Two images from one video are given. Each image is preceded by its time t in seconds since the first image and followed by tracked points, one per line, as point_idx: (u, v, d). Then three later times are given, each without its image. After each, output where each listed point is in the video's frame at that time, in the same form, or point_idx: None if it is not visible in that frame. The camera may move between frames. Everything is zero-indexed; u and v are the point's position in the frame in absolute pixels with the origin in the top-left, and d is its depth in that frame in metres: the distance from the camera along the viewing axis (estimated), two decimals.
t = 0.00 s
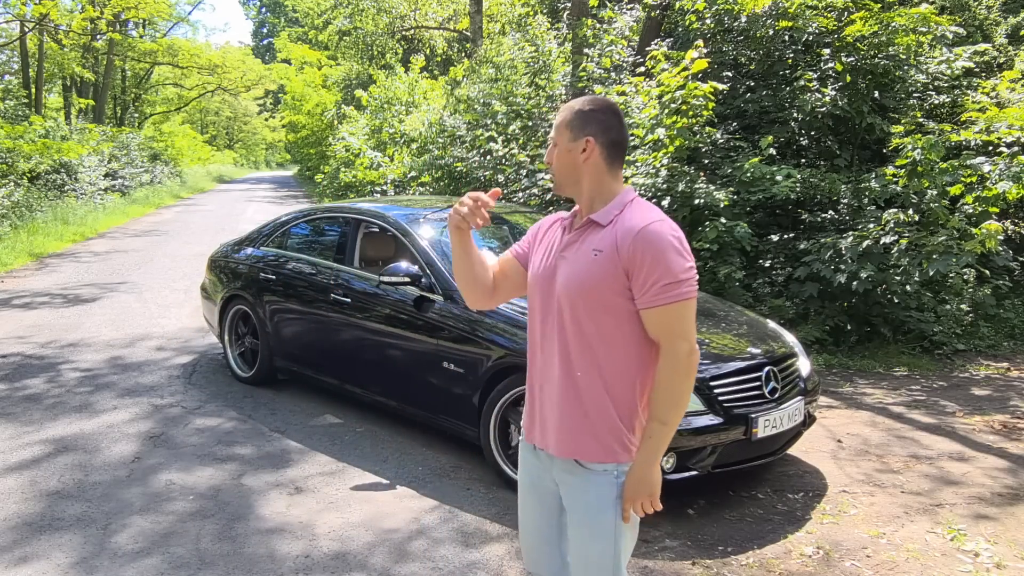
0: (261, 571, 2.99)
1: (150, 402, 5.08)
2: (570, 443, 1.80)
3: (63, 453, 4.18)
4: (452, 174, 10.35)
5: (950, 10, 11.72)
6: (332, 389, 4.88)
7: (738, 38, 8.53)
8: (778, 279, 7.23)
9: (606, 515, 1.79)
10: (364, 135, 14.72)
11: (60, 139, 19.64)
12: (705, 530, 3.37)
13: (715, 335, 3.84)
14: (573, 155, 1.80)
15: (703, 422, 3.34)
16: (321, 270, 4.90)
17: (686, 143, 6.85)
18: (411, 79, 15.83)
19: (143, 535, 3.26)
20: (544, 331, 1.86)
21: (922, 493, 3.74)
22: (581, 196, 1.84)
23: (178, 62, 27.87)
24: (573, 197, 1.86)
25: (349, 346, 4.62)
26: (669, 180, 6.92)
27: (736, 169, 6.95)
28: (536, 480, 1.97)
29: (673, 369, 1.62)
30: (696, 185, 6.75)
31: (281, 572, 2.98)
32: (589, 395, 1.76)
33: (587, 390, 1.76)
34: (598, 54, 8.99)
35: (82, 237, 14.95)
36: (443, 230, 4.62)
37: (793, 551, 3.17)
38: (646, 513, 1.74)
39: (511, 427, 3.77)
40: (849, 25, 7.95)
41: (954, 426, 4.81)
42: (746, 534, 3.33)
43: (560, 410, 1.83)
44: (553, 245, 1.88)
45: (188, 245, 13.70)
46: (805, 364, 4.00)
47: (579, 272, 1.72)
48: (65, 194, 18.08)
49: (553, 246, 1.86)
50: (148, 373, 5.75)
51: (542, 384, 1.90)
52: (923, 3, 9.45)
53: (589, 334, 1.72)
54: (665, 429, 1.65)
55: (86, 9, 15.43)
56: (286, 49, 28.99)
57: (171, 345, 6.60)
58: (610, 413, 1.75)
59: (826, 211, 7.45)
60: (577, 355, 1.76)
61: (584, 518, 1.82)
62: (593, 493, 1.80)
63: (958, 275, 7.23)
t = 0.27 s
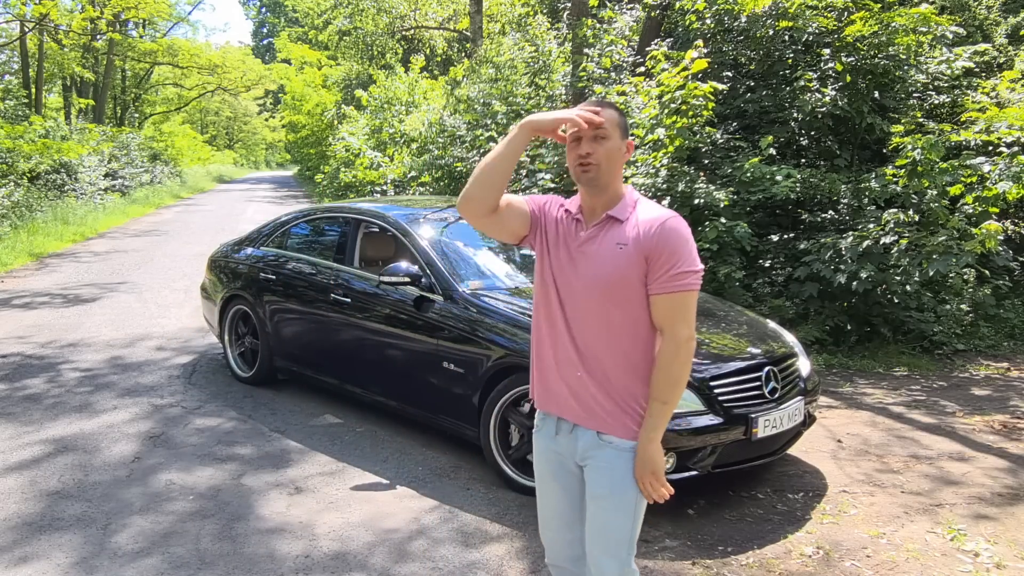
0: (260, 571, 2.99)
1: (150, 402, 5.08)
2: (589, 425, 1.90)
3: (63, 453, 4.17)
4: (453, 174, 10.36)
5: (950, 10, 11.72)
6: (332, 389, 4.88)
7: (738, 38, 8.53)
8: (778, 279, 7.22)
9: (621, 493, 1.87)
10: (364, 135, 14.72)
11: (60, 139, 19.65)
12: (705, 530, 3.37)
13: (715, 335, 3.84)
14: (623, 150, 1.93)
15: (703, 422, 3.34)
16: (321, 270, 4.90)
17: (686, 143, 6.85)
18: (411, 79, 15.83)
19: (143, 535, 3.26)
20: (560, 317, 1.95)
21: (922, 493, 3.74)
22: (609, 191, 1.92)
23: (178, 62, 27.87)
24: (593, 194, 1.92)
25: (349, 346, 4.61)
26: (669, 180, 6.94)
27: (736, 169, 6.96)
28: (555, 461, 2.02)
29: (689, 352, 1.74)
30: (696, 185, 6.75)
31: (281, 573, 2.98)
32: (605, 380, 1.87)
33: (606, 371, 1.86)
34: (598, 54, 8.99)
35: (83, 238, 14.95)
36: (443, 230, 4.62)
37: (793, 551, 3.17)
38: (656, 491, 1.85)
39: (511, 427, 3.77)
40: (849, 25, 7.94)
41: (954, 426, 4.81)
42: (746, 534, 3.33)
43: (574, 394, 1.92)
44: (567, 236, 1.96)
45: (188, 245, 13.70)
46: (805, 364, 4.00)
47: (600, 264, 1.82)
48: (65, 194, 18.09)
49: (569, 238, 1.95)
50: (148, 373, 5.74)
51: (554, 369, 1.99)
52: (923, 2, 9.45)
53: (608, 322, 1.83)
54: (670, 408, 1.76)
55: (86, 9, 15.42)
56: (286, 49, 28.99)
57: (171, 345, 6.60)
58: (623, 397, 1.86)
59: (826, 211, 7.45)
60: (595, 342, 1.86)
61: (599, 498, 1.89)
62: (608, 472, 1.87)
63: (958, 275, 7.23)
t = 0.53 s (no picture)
0: (260, 571, 2.99)
1: (150, 402, 5.08)
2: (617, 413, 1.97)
3: (63, 453, 4.17)
4: (453, 174, 10.36)
5: (950, 10, 11.73)
6: (332, 389, 4.88)
7: (738, 38, 8.54)
8: (778, 279, 7.23)
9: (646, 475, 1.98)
10: (364, 135, 14.73)
11: (60, 139, 19.65)
12: (705, 530, 3.37)
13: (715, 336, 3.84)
14: (642, 148, 2.02)
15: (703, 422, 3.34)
16: (321, 270, 4.90)
17: (686, 143, 6.85)
18: (411, 80, 15.83)
19: (143, 535, 3.26)
20: (582, 309, 2.00)
21: (922, 493, 3.75)
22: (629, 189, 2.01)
23: (178, 62, 27.87)
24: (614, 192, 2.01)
25: (349, 346, 4.61)
26: (669, 180, 6.98)
27: (736, 169, 6.96)
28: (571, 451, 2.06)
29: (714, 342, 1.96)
30: (696, 186, 6.76)
31: (281, 573, 2.98)
32: (633, 371, 1.97)
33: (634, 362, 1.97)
34: (598, 54, 8.98)
35: (82, 238, 14.95)
36: (443, 230, 4.62)
37: (793, 551, 3.17)
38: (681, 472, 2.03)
39: (511, 427, 3.78)
40: (850, 25, 7.93)
41: (954, 427, 4.81)
42: (746, 534, 3.33)
43: (598, 385, 1.99)
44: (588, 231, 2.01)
45: (188, 245, 13.71)
46: (805, 364, 4.00)
47: (631, 259, 1.92)
48: (65, 194, 18.09)
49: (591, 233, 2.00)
50: (148, 373, 5.75)
51: (570, 362, 2.05)
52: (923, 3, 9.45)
53: (639, 316, 1.94)
54: (706, 392, 1.96)
55: (86, 9, 15.42)
56: (286, 49, 28.98)
57: (171, 345, 6.60)
58: (649, 385, 1.98)
59: (826, 211, 7.46)
60: (623, 334, 1.96)
61: (622, 485, 1.98)
62: (633, 455, 1.97)
63: (958, 275, 7.24)
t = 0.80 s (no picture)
0: (260, 571, 2.99)
1: (150, 402, 5.08)
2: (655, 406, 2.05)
3: (63, 453, 4.18)
4: (452, 174, 10.36)
5: (951, 10, 11.72)
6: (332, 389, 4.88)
7: (738, 38, 8.54)
8: (778, 279, 7.28)
9: (677, 468, 2.09)
10: (364, 136, 14.73)
11: (60, 139, 19.65)
12: (705, 530, 3.37)
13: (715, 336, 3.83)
14: (656, 144, 2.08)
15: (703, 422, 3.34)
16: (321, 270, 4.90)
17: (686, 143, 6.85)
18: (411, 80, 15.82)
19: (143, 535, 3.26)
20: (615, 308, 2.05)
21: (922, 493, 3.75)
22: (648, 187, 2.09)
23: (178, 62, 27.87)
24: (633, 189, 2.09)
25: (349, 345, 4.61)
26: (669, 180, 7.02)
27: (736, 169, 6.96)
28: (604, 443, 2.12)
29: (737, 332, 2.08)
30: (697, 185, 6.83)
31: (281, 573, 2.98)
32: (666, 364, 2.05)
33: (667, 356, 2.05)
34: (597, 54, 8.97)
35: (82, 238, 14.95)
36: (443, 230, 4.61)
37: (793, 551, 3.17)
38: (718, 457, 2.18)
39: (511, 427, 3.78)
40: (849, 25, 7.93)
41: (954, 427, 4.81)
42: (746, 534, 3.33)
43: (636, 380, 2.05)
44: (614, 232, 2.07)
45: (188, 245, 13.71)
46: (805, 364, 4.00)
47: (663, 257, 2.00)
48: (65, 194, 18.09)
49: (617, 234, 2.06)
50: (148, 373, 5.75)
51: (606, 359, 2.09)
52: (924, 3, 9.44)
53: (671, 312, 2.02)
54: (732, 383, 2.09)
55: (86, 8, 15.41)
56: (286, 49, 28.98)
57: (171, 345, 6.61)
58: (680, 376, 2.07)
59: (826, 211, 7.45)
60: (657, 329, 2.03)
61: (660, 470, 2.08)
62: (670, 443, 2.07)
63: (958, 275, 7.23)
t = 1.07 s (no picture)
0: (260, 571, 2.99)
1: (150, 402, 5.08)
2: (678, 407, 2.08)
3: (63, 453, 4.17)
4: (452, 174, 10.36)
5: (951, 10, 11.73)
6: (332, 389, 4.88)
7: (738, 38, 8.54)
8: (779, 279, 7.33)
9: (693, 465, 2.11)
10: (364, 136, 14.74)
11: (61, 139, 19.65)
12: (704, 530, 3.37)
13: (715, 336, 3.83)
14: (678, 153, 2.07)
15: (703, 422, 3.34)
16: (320, 270, 4.90)
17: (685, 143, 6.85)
18: (411, 80, 15.83)
19: (143, 535, 3.26)
20: (639, 312, 2.07)
21: (922, 493, 3.74)
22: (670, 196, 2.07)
23: (178, 62, 27.87)
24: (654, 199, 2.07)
25: (349, 345, 4.61)
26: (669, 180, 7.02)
27: (735, 169, 6.96)
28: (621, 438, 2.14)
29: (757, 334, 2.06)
30: (697, 185, 6.82)
31: (281, 572, 2.98)
32: (690, 366, 2.07)
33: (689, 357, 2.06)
34: (597, 54, 8.96)
35: (82, 238, 14.96)
36: (443, 230, 4.61)
37: (793, 551, 3.17)
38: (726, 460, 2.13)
39: (511, 427, 3.79)
40: (849, 25, 7.92)
41: (954, 427, 4.81)
42: (746, 534, 3.33)
43: (661, 382, 2.07)
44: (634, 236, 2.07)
45: (188, 245, 13.71)
46: (805, 364, 4.00)
47: (684, 263, 2.00)
48: (64, 194, 18.09)
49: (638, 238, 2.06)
50: (148, 373, 5.75)
51: (631, 361, 2.11)
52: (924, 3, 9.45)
53: (693, 315, 2.03)
54: (746, 386, 2.06)
55: (86, 8, 15.42)
56: (286, 50, 28.99)
57: (171, 345, 6.61)
58: (703, 377, 2.08)
59: (826, 211, 7.45)
60: (680, 333, 2.04)
61: (677, 466, 2.11)
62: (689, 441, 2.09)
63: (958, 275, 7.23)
